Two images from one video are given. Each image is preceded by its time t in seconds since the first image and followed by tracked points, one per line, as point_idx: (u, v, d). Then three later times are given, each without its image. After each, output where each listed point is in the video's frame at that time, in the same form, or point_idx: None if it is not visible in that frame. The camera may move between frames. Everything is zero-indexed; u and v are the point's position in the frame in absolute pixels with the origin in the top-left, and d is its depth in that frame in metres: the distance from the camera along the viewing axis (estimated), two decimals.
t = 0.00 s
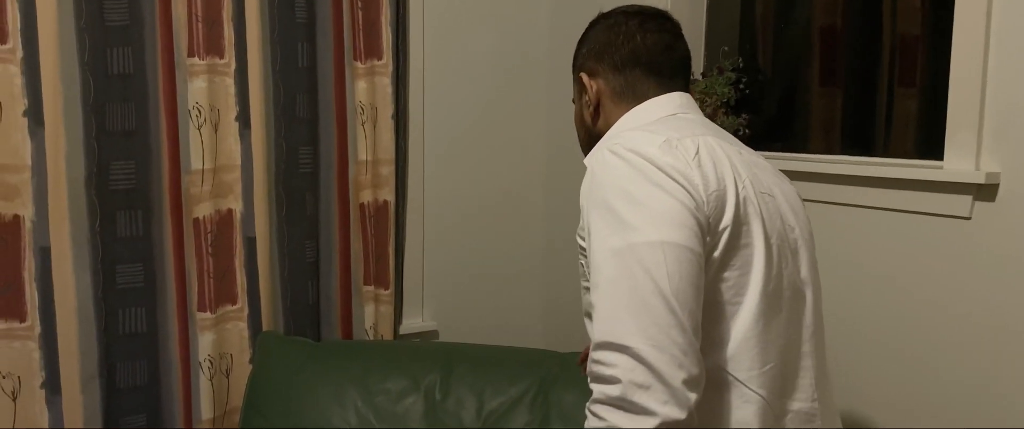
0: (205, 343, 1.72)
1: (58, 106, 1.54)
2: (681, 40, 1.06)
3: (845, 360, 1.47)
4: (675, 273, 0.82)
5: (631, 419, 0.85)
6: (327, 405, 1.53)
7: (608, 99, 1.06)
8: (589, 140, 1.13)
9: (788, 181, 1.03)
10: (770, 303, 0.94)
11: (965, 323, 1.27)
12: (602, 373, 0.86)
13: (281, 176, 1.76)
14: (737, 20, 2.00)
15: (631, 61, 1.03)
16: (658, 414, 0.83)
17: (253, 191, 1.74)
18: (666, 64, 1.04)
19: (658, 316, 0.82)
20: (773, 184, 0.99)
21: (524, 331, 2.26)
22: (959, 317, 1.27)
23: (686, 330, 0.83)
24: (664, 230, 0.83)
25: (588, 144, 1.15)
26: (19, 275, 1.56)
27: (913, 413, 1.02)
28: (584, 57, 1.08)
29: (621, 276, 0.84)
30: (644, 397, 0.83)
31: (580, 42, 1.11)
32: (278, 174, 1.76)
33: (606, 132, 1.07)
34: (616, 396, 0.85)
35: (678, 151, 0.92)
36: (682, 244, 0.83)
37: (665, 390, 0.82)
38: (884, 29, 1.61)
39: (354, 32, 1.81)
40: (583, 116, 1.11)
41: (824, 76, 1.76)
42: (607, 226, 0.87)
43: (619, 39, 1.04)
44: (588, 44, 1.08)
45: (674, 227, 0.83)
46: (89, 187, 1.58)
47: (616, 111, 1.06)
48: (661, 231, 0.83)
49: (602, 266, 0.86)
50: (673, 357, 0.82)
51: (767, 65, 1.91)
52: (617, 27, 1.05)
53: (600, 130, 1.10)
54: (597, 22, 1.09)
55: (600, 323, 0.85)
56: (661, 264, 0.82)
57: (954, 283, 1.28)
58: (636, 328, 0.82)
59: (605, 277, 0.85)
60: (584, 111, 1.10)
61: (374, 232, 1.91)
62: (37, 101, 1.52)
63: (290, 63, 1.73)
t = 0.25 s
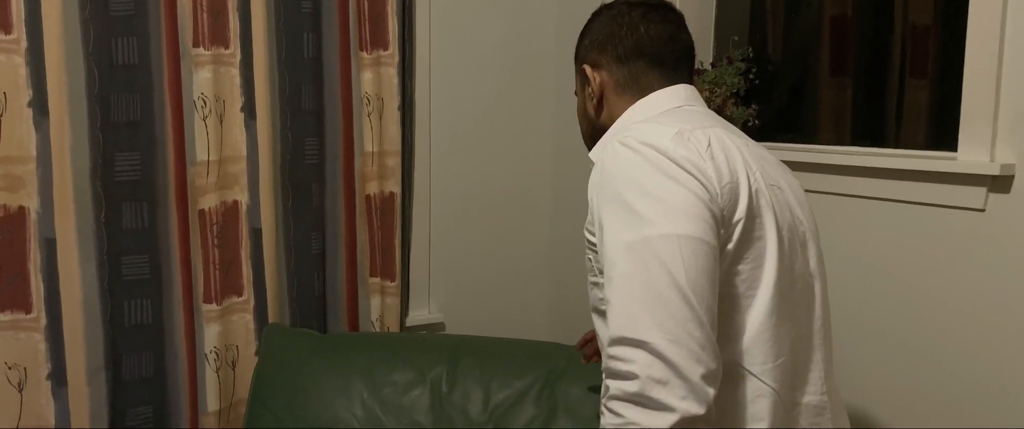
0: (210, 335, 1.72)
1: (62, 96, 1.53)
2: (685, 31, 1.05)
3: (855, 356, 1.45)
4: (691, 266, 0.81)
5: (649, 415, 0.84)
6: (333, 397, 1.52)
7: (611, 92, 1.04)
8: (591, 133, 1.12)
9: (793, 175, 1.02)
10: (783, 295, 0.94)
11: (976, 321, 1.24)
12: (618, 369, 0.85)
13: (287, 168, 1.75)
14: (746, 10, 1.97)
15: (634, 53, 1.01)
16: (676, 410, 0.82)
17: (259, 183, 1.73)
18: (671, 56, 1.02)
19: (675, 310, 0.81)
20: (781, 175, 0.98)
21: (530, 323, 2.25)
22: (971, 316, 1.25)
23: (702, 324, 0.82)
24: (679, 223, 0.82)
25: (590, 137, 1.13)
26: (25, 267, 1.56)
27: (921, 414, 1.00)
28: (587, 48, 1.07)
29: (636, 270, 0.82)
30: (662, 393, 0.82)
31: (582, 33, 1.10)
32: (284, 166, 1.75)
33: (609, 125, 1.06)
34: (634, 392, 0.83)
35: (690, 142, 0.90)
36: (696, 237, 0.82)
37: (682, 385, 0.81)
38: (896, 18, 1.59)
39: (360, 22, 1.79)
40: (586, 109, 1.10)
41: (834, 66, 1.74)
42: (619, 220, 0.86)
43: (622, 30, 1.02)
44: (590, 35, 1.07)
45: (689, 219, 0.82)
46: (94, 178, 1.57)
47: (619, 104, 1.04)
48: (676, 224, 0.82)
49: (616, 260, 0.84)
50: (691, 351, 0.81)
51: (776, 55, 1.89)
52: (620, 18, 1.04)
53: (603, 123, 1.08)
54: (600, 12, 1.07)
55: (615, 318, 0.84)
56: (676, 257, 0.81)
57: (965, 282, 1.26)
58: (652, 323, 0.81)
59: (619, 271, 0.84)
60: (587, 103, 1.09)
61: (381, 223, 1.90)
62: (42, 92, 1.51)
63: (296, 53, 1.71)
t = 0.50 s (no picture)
0: (215, 328, 1.72)
1: (66, 87, 1.52)
2: (693, 24, 1.03)
3: (864, 350, 1.44)
4: (709, 263, 0.80)
5: (669, 414, 0.83)
6: (339, 390, 1.51)
7: (618, 86, 1.03)
8: (599, 127, 1.10)
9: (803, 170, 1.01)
10: (798, 291, 0.92)
11: (989, 318, 1.23)
12: (636, 367, 0.84)
13: (293, 160, 1.73)
14: None
15: (642, 46, 1.00)
16: (696, 408, 0.81)
17: (264, 174, 1.72)
18: (679, 49, 1.01)
19: (693, 307, 0.79)
20: (792, 170, 0.97)
21: (536, 316, 2.24)
22: (982, 312, 1.23)
23: (721, 320, 0.81)
24: (697, 218, 0.81)
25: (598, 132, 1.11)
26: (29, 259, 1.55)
27: (935, 412, 0.98)
28: (594, 42, 1.05)
29: (653, 268, 0.81)
30: (682, 391, 0.81)
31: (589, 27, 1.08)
32: (289, 157, 1.73)
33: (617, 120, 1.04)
34: (653, 391, 0.82)
35: (704, 136, 0.89)
36: (714, 232, 0.81)
37: (702, 383, 0.80)
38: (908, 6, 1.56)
39: (365, 12, 1.77)
40: (593, 103, 1.08)
41: (844, 56, 1.72)
42: (634, 216, 0.84)
43: (630, 22, 1.01)
44: (597, 28, 1.05)
45: (706, 215, 0.81)
46: (99, 170, 1.56)
47: (626, 98, 1.03)
48: (694, 220, 0.81)
49: (632, 257, 0.83)
50: (710, 349, 0.80)
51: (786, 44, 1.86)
52: (627, 10, 1.02)
53: (611, 118, 1.07)
54: (607, 5, 1.06)
55: (633, 316, 0.83)
56: (695, 254, 0.80)
57: (977, 276, 1.24)
58: (671, 321, 0.80)
59: (636, 268, 0.82)
60: (595, 97, 1.07)
61: (386, 215, 1.88)
62: (45, 83, 1.50)
63: (301, 43, 1.69)
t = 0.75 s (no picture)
0: (220, 323, 1.72)
1: (69, 82, 1.50)
2: (701, 22, 1.02)
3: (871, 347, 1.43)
4: (719, 261, 0.79)
5: (679, 414, 0.82)
6: (344, 387, 1.50)
7: (624, 84, 1.01)
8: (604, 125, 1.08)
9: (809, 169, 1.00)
10: (807, 291, 0.91)
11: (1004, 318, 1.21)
12: (646, 367, 0.83)
13: (297, 154, 1.72)
14: None
15: (649, 44, 0.98)
16: (707, 408, 0.80)
17: (268, 168, 1.71)
18: (686, 48, 0.99)
19: (703, 306, 0.78)
20: (798, 168, 0.95)
21: (542, 311, 2.23)
22: (996, 312, 1.22)
23: (732, 319, 0.80)
24: (707, 216, 0.79)
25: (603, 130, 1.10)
26: (33, 254, 1.54)
27: (947, 412, 0.97)
28: (600, 40, 1.03)
29: (663, 266, 0.80)
30: (693, 391, 0.80)
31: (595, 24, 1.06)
32: (294, 152, 1.72)
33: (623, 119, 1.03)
34: (663, 391, 0.81)
35: (713, 134, 0.88)
36: (724, 230, 0.79)
37: (713, 382, 0.79)
38: None
39: (370, 5, 1.75)
40: (599, 100, 1.07)
41: (852, 48, 1.70)
42: (642, 215, 0.83)
43: (637, 20, 0.99)
44: (604, 26, 1.03)
45: (716, 213, 0.80)
46: (103, 165, 1.55)
47: (632, 97, 1.01)
48: (704, 218, 0.79)
49: (641, 257, 0.82)
50: (721, 348, 0.79)
51: (796, 35, 1.83)
52: (634, 8, 1.00)
53: (616, 116, 1.05)
54: (614, 3, 1.04)
55: (643, 316, 0.81)
56: (705, 252, 0.78)
57: (991, 276, 1.22)
58: (681, 320, 0.79)
59: (645, 268, 0.81)
60: (600, 95, 1.06)
61: (391, 210, 1.87)
62: (49, 77, 1.49)
63: (305, 36, 1.68)
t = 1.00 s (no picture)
0: (222, 320, 1.70)
1: (70, 77, 1.49)
2: (705, 25, 1.00)
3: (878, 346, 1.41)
4: (727, 260, 0.77)
5: (689, 414, 0.80)
6: (347, 385, 1.49)
7: (627, 87, 1.00)
8: (607, 129, 1.07)
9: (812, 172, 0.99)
10: (815, 291, 0.90)
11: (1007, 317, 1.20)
12: (655, 368, 0.82)
13: (300, 150, 1.71)
14: None
15: (652, 47, 0.97)
16: (717, 409, 0.78)
17: (271, 165, 1.70)
18: (689, 50, 0.98)
19: (712, 306, 0.77)
20: (801, 168, 0.95)
21: (546, 308, 2.22)
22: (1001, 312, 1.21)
23: (741, 319, 0.78)
24: (714, 216, 0.78)
25: (606, 134, 1.08)
26: (34, 251, 1.53)
27: (956, 413, 0.95)
28: (603, 42, 1.02)
29: (671, 266, 0.78)
30: (702, 391, 0.78)
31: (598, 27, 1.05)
32: (296, 147, 1.70)
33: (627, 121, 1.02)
34: (673, 392, 0.80)
35: (719, 133, 0.86)
36: (732, 229, 0.78)
37: (723, 383, 0.78)
38: None
39: None
40: (602, 104, 1.06)
41: (859, 42, 1.67)
42: (649, 216, 0.82)
43: (640, 22, 0.98)
44: (607, 28, 1.02)
45: (724, 212, 0.78)
46: (104, 161, 1.54)
47: (635, 100, 1.00)
48: (711, 217, 0.78)
49: (648, 258, 0.80)
50: (731, 348, 0.77)
51: (802, 29, 1.79)
52: (637, 11, 0.99)
53: (619, 119, 1.04)
54: (617, 5, 1.03)
55: (651, 317, 0.80)
56: (713, 252, 0.77)
57: (998, 275, 1.21)
58: (690, 320, 0.77)
59: (652, 268, 0.80)
60: (603, 98, 1.05)
61: (395, 206, 1.86)
62: (49, 73, 1.48)
63: (308, 31, 1.66)
